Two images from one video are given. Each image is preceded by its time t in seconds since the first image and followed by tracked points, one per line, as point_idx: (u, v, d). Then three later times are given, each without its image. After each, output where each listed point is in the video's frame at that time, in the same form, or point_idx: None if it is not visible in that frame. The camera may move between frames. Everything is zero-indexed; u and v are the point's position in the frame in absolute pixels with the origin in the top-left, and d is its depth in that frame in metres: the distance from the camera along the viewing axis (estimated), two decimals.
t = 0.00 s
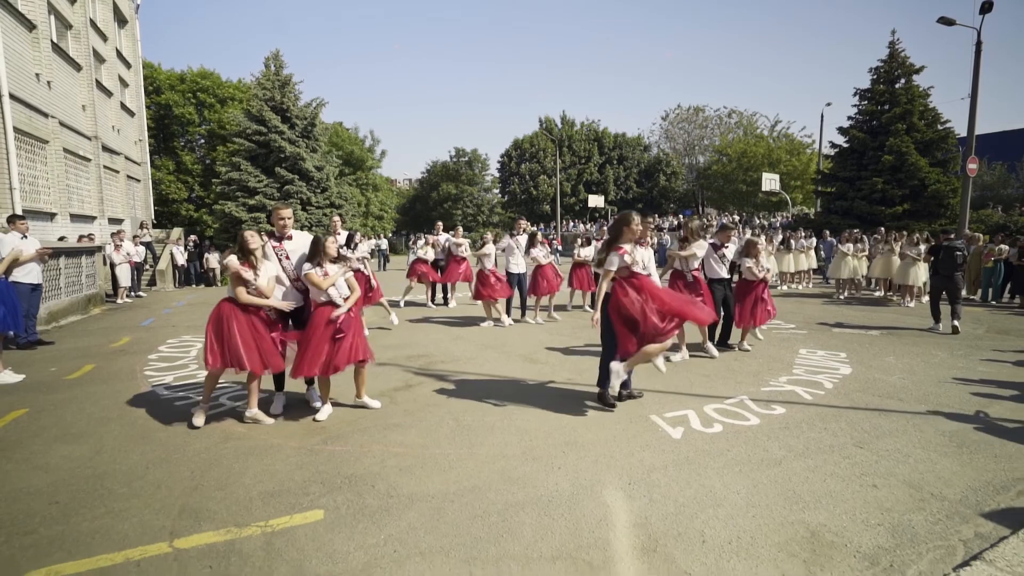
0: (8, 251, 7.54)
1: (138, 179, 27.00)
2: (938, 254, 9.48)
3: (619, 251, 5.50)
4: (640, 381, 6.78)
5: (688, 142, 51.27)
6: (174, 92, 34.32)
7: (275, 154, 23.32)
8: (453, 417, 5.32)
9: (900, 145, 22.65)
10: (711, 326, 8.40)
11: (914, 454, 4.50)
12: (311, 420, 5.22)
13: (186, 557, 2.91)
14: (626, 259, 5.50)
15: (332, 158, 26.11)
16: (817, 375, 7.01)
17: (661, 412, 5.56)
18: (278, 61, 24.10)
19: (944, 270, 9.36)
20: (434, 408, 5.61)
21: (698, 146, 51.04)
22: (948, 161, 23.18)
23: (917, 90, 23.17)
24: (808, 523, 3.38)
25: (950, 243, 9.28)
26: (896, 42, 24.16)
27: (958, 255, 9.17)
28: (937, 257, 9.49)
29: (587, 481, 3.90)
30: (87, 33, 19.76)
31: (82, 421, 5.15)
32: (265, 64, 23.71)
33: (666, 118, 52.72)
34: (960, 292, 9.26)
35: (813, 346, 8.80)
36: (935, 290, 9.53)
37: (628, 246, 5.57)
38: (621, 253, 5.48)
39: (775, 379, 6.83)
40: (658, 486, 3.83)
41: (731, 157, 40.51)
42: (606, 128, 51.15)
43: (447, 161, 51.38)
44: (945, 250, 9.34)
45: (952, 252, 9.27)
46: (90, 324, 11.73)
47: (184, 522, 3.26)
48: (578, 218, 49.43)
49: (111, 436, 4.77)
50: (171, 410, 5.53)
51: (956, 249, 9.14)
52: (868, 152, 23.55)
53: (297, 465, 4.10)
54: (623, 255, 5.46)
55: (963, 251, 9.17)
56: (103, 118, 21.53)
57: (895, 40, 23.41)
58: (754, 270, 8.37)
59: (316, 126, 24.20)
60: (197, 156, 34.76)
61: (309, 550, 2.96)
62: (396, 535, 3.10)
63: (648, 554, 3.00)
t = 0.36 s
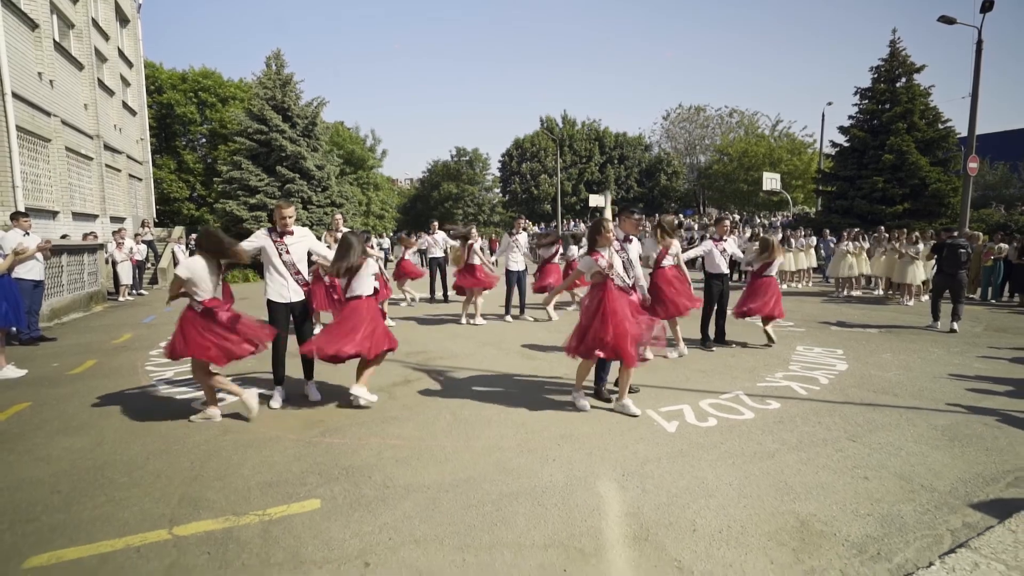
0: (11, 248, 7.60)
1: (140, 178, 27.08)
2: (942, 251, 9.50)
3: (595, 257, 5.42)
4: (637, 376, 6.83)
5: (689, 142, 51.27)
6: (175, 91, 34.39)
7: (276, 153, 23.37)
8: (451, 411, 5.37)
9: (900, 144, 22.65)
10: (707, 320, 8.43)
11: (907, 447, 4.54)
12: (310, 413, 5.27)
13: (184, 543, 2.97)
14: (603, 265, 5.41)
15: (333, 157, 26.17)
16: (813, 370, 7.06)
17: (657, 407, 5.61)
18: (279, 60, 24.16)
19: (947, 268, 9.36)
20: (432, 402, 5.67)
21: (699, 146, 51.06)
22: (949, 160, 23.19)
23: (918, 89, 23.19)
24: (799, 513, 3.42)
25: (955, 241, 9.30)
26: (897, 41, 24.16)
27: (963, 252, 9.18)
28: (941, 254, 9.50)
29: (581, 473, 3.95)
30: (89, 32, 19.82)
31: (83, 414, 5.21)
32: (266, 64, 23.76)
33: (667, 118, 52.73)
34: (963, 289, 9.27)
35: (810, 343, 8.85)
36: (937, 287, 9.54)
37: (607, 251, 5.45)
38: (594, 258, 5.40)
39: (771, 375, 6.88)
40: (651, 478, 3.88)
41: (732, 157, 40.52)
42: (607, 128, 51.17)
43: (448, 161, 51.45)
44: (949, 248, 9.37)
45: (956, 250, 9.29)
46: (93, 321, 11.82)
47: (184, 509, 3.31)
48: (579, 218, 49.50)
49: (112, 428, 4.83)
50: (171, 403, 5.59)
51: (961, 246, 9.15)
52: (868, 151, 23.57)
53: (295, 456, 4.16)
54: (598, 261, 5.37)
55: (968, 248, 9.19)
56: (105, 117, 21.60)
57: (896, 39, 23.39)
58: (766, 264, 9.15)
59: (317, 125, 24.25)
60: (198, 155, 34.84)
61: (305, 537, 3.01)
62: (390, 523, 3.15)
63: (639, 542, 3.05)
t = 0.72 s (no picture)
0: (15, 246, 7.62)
1: (143, 177, 27.16)
2: (948, 250, 9.47)
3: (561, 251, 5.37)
4: (637, 374, 6.84)
5: (691, 141, 51.24)
6: (178, 91, 34.45)
7: (278, 153, 23.41)
8: (450, 408, 5.38)
9: (902, 143, 22.62)
10: (707, 319, 8.42)
11: (905, 444, 4.55)
12: (311, 410, 5.30)
13: (184, 537, 2.99)
14: (566, 262, 5.36)
15: (334, 157, 26.22)
16: (812, 369, 7.07)
17: (655, 404, 5.63)
18: (281, 60, 24.21)
19: (953, 267, 9.34)
20: (432, 399, 5.70)
21: (701, 145, 51.04)
22: (951, 159, 23.16)
23: (920, 88, 23.17)
24: (796, 509, 3.43)
25: (961, 239, 9.28)
26: (899, 39, 24.11)
27: (970, 251, 9.16)
28: (947, 253, 9.47)
29: (580, 469, 3.96)
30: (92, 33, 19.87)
31: (84, 411, 5.24)
32: (268, 64, 23.79)
33: (669, 117, 52.71)
34: (967, 288, 9.26)
35: (811, 342, 8.85)
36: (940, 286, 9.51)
37: (572, 247, 5.42)
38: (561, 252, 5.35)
39: (771, 373, 6.89)
40: (649, 474, 3.90)
41: (734, 156, 40.49)
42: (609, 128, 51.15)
43: (450, 161, 51.47)
44: (955, 247, 9.34)
45: (962, 249, 9.27)
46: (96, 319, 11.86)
47: (184, 504, 3.33)
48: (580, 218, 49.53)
49: (114, 424, 4.85)
50: (172, 400, 5.62)
51: (967, 245, 9.13)
52: (870, 150, 23.56)
53: (295, 452, 4.18)
54: (562, 257, 5.32)
55: (975, 247, 9.17)
56: (108, 116, 21.65)
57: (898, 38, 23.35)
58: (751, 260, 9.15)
59: (319, 125, 24.32)
60: (200, 154, 34.90)
61: (304, 531, 3.03)
62: (388, 518, 3.17)
63: (636, 538, 3.07)
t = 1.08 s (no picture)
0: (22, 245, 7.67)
1: (148, 177, 27.28)
2: (958, 250, 9.39)
3: (546, 265, 5.28)
4: (640, 372, 6.83)
5: (695, 141, 51.17)
6: (183, 91, 34.60)
7: (283, 152, 23.47)
8: (453, 407, 5.39)
9: (908, 142, 22.53)
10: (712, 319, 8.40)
11: (909, 443, 4.53)
12: (314, 408, 5.32)
13: (188, 532, 3.00)
14: (548, 275, 5.27)
15: (339, 156, 26.26)
16: (816, 368, 7.05)
17: (659, 403, 5.62)
18: (286, 60, 24.29)
19: (962, 267, 9.27)
20: (436, 398, 5.71)
21: (706, 145, 50.94)
22: (958, 158, 23.05)
23: (926, 86, 23.07)
24: (799, 508, 3.42)
25: (971, 239, 9.20)
26: (906, 37, 24.00)
27: (980, 250, 9.09)
28: (956, 253, 9.39)
29: (581, 467, 3.96)
30: (99, 33, 19.97)
31: (89, 408, 5.27)
32: (273, 63, 23.85)
33: (674, 116, 52.64)
34: (977, 289, 9.16)
35: (815, 341, 8.81)
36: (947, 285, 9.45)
37: (558, 261, 5.31)
38: (544, 266, 5.29)
39: (774, 372, 6.87)
40: (651, 472, 3.89)
41: (738, 155, 40.40)
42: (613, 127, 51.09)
43: (454, 160, 51.55)
44: (965, 246, 9.26)
45: (972, 248, 9.20)
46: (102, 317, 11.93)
47: (188, 500, 3.35)
48: (584, 217, 49.56)
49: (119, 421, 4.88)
50: (176, 397, 5.63)
51: (978, 245, 9.06)
52: (876, 149, 23.48)
53: (298, 449, 4.19)
54: (543, 270, 5.23)
55: (985, 247, 9.09)
56: (114, 116, 21.75)
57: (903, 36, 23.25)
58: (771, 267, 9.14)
59: (323, 125, 24.39)
60: (205, 154, 35.04)
61: (306, 527, 3.04)
62: (390, 514, 3.17)
63: (638, 535, 3.07)
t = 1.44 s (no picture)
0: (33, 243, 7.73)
1: (157, 177, 27.47)
2: (969, 249, 9.33)
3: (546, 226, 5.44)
4: (646, 372, 6.81)
5: (701, 140, 51.02)
6: (191, 91, 34.81)
7: (290, 152, 23.57)
8: (458, 405, 5.39)
9: (918, 141, 22.36)
10: (719, 317, 8.37)
11: (919, 444, 4.50)
12: (320, 406, 5.33)
13: (195, 528, 3.01)
14: (549, 235, 5.40)
15: (345, 156, 26.34)
16: (824, 368, 7.01)
17: (665, 403, 5.59)
18: (293, 60, 24.40)
19: (974, 265, 9.19)
20: (442, 396, 5.72)
21: (713, 144, 50.77)
22: (969, 157, 22.84)
23: (936, 84, 22.88)
24: (806, 508, 3.40)
25: (982, 237, 9.15)
26: (916, 35, 23.81)
27: (991, 249, 9.02)
28: (967, 252, 9.33)
29: (587, 466, 3.96)
30: (108, 34, 20.11)
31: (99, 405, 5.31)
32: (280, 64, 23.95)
33: (680, 116, 52.50)
34: (988, 287, 9.10)
35: (823, 342, 8.76)
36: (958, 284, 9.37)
37: (558, 222, 5.45)
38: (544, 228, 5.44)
39: (781, 372, 6.83)
40: (656, 472, 3.88)
41: (746, 155, 40.24)
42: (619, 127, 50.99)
43: (460, 160, 51.62)
44: (976, 245, 9.21)
45: (984, 247, 9.15)
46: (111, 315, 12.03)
47: (195, 496, 3.37)
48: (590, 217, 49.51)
49: (127, 418, 4.91)
50: (183, 395, 5.67)
51: (990, 243, 9.00)
52: (885, 148, 23.34)
53: (304, 446, 4.20)
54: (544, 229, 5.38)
55: (996, 245, 9.04)
56: (123, 116, 21.89)
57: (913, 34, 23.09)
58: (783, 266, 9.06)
59: (330, 125, 24.47)
60: (213, 154, 35.24)
61: (313, 524, 3.05)
62: (396, 512, 3.18)
63: (644, 534, 3.06)
